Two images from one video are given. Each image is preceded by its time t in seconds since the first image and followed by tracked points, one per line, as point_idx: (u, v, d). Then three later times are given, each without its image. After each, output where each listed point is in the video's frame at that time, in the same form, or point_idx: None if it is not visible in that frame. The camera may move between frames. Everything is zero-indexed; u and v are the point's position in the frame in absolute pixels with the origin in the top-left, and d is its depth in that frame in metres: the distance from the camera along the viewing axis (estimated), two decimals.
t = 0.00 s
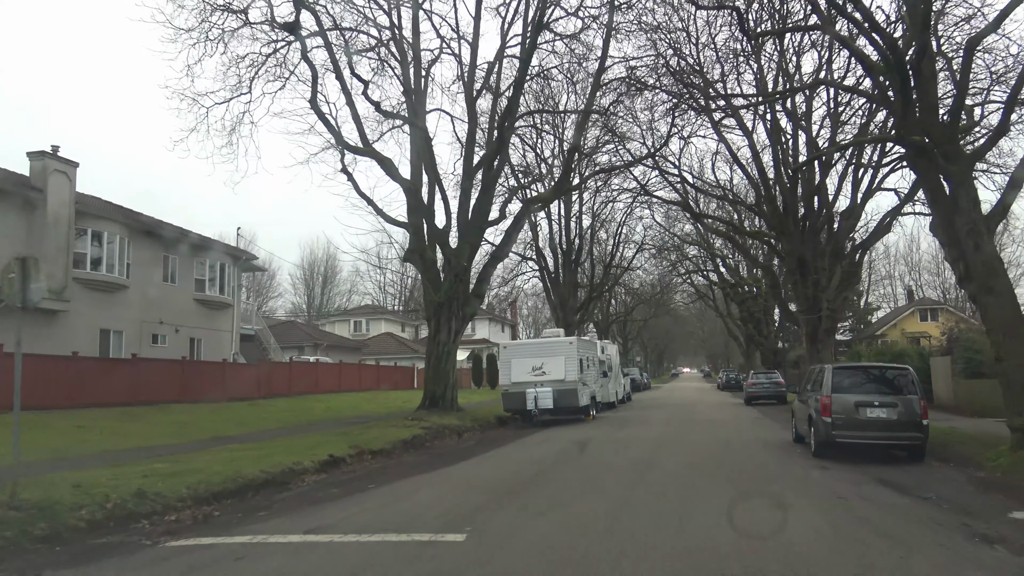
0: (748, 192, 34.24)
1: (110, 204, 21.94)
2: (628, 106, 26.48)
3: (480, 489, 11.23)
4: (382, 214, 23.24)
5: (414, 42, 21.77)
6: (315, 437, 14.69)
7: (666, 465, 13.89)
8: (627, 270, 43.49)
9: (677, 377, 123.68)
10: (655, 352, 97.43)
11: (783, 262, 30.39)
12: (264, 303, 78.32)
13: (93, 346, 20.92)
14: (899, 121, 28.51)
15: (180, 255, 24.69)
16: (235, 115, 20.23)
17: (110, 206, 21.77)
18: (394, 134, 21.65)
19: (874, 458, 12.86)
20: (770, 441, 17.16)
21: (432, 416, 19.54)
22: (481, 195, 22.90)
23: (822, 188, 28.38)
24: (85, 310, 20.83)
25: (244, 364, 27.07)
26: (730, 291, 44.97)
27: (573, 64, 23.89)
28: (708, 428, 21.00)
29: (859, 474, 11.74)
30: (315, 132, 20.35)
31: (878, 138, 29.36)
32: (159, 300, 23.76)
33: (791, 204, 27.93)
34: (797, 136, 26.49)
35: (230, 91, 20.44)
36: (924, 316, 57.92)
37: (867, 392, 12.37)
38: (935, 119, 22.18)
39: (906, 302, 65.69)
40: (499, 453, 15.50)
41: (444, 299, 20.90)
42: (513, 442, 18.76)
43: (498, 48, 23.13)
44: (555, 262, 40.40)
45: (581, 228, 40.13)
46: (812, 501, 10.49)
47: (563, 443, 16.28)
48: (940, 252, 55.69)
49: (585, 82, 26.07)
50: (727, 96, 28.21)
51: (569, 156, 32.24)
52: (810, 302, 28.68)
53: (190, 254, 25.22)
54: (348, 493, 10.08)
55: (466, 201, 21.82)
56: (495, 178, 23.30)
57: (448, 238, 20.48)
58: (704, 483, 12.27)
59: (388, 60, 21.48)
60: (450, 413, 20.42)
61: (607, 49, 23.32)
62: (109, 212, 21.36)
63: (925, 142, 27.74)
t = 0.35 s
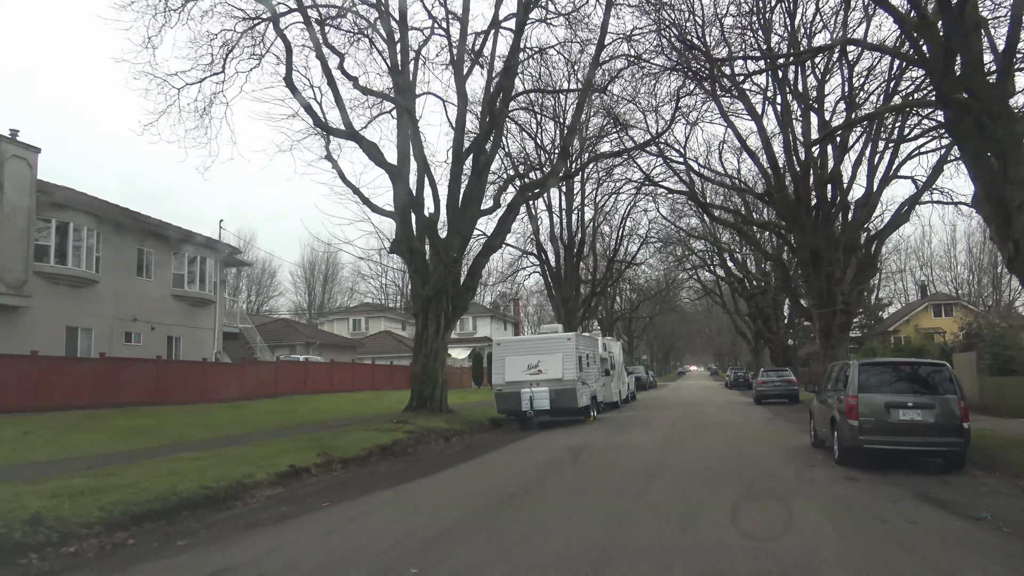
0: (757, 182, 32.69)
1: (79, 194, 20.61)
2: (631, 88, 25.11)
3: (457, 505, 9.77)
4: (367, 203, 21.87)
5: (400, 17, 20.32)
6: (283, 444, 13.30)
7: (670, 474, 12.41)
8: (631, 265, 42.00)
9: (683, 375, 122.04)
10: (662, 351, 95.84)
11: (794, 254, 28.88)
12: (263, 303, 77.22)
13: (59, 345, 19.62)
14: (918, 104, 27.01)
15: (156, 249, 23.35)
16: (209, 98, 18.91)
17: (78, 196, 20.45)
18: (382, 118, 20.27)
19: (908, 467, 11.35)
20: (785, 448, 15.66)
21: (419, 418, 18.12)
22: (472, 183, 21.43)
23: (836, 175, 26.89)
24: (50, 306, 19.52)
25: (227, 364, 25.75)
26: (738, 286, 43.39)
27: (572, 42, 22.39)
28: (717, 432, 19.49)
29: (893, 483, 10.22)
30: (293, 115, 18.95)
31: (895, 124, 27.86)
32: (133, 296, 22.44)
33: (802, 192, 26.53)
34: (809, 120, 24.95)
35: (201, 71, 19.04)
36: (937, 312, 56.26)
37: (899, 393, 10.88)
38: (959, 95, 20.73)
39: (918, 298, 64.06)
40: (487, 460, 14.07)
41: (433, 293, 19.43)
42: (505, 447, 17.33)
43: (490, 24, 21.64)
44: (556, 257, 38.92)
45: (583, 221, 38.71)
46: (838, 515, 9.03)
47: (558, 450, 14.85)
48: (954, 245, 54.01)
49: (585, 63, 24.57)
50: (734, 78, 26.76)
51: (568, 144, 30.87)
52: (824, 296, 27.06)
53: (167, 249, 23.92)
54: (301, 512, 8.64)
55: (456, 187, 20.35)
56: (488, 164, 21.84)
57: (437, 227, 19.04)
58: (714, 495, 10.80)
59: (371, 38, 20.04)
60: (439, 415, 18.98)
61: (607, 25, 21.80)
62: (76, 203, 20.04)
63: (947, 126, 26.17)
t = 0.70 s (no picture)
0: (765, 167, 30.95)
1: (35, 177, 19.11)
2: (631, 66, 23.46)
3: (417, 523, 8.20)
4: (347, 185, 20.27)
5: None
6: (233, 448, 11.79)
7: (672, 484, 10.84)
8: (632, 257, 40.27)
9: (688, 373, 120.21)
10: (666, 348, 94.12)
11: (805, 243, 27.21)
12: (259, 298, 75.67)
13: (10, 339, 18.16)
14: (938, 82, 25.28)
15: (121, 237, 21.86)
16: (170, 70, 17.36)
17: (34, 178, 18.95)
18: (361, 94, 18.70)
19: (948, 479, 9.74)
20: (801, 454, 14.05)
21: (398, 418, 16.60)
22: (458, 164, 19.78)
23: (851, 159, 25.19)
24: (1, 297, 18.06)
25: (201, 360, 24.20)
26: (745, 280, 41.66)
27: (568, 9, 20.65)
28: (725, 435, 17.88)
29: (936, 499, 8.62)
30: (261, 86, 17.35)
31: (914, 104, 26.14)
32: (97, 287, 20.99)
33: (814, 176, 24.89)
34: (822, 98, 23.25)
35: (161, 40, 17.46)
36: (950, 308, 54.43)
37: (941, 393, 9.27)
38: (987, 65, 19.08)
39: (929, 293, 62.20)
40: (467, 466, 12.52)
41: (415, 282, 17.81)
42: (491, 451, 15.78)
43: None
44: (555, 248, 37.31)
45: (583, 211, 37.04)
46: (871, 540, 7.49)
47: (546, 455, 13.28)
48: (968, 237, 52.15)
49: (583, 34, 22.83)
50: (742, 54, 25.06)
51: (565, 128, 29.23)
52: (836, 288, 25.38)
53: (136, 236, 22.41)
54: (220, 536, 7.10)
55: (439, 167, 18.70)
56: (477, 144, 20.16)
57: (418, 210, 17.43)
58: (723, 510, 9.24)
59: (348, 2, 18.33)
60: (419, 415, 17.42)
61: None
62: (31, 186, 18.55)
63: (969, 105, 24.42)
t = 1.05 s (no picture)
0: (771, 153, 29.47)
1: None
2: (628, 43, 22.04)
3: (366, 550, 6.80)
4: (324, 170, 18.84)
5: None
6: (175, 457, 10.40)
7: (675, 497, 9.40)
8: (632, 250, 38.82)
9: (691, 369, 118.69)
10: (669, 344, 92.65)
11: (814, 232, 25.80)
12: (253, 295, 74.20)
13: None
14: (952, 59, 23.82)
15: (84, 228, 20.48)
16: (126, 46, 15.99)
17: None
18: (337, 79, 17.59)
19: (999, 491, 8.29)
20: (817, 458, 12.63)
21: (374, 420, 15.20)
22: (441, 147, 18.37)
23: (862, 141, 23.73)
24: None
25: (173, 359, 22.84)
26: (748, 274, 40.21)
27: None
28: (730, 437, 16.47)
29: (987, 520, 7.21)
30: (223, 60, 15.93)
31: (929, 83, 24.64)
32: (57, 281, 19.63)
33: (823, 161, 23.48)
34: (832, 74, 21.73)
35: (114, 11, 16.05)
36: (960, 301, 52.86)
37: (989, 394, 7.83)
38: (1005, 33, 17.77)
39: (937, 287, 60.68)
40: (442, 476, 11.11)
41: (393, 274, 16.35)
42: (475, 457, 14.38)
43: None
44: (551, 241, 35.85)
45: (580, 202, 35.57)
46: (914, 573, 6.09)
47: (533, 465, 11.89)
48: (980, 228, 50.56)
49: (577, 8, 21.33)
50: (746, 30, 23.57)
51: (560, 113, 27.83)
52: (848, 279, 23.89)
53: (101, 226, 21.05)
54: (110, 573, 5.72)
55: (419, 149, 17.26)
56: (462, 124, 18.69)
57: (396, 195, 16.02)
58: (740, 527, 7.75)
59: None
60: (398, 417, 16.01)
61: None
62: None
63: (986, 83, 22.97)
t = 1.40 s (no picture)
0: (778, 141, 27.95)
1: None
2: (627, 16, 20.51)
3: None
4: (295, 149, 17.33)
5: None
6: (89, 466, 8.92)
7: (674, 521, 7.85)
8: (632, 244, 37.29)
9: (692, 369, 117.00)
10: (671, 343, 90.93)
11: (824, 223, 24.24)
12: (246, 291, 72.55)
13: None
14: (974, 38, 22.28)
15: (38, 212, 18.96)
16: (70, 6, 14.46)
17: None
18: (314, 58, 16.62)
19: None
20: (836, 471, 11.08)
21: (340, 423, 13.70)
22: (421, 125, 16.85)
23: (876, 126, 22.20)
24: None
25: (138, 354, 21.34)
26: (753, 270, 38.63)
27: None
28: (735, 444, 14.94)
29: None
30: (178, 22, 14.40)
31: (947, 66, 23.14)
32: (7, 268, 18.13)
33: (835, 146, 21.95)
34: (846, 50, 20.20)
35: None
36: (970, 301, 51.29)
37: None
38: None
39: (946, 286, 59.06)
40: (404, 490, 9.59)
41: (365, 261, 14.88)
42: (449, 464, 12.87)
43: None
44: (546, 233, 34.32)
45: (578, 192, 34.02)
46: None
47: (511, 477, 10.37)
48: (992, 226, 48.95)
49: None
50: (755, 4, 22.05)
51: (556, 98, 26.33)
52: (860, 273, 22.36)
53: (57, 210, 19.54)
54: None
55: (395, 125, 15.74)
56: (445, 101, 17.17)
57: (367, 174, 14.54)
58: (755, 560, 6.20)
59: None
60: (367, 419, 14.50)
61: None
62: None
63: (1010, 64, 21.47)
